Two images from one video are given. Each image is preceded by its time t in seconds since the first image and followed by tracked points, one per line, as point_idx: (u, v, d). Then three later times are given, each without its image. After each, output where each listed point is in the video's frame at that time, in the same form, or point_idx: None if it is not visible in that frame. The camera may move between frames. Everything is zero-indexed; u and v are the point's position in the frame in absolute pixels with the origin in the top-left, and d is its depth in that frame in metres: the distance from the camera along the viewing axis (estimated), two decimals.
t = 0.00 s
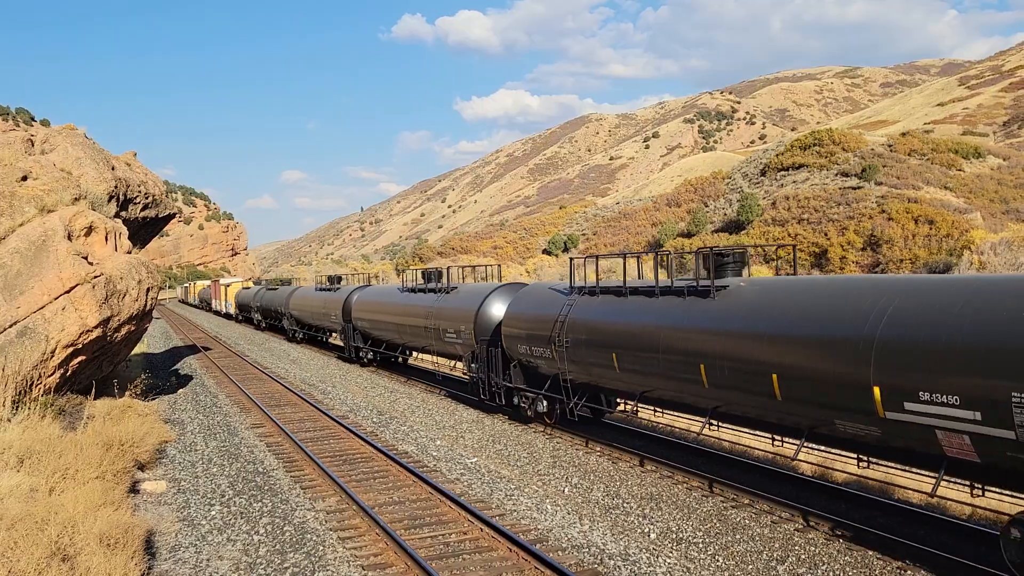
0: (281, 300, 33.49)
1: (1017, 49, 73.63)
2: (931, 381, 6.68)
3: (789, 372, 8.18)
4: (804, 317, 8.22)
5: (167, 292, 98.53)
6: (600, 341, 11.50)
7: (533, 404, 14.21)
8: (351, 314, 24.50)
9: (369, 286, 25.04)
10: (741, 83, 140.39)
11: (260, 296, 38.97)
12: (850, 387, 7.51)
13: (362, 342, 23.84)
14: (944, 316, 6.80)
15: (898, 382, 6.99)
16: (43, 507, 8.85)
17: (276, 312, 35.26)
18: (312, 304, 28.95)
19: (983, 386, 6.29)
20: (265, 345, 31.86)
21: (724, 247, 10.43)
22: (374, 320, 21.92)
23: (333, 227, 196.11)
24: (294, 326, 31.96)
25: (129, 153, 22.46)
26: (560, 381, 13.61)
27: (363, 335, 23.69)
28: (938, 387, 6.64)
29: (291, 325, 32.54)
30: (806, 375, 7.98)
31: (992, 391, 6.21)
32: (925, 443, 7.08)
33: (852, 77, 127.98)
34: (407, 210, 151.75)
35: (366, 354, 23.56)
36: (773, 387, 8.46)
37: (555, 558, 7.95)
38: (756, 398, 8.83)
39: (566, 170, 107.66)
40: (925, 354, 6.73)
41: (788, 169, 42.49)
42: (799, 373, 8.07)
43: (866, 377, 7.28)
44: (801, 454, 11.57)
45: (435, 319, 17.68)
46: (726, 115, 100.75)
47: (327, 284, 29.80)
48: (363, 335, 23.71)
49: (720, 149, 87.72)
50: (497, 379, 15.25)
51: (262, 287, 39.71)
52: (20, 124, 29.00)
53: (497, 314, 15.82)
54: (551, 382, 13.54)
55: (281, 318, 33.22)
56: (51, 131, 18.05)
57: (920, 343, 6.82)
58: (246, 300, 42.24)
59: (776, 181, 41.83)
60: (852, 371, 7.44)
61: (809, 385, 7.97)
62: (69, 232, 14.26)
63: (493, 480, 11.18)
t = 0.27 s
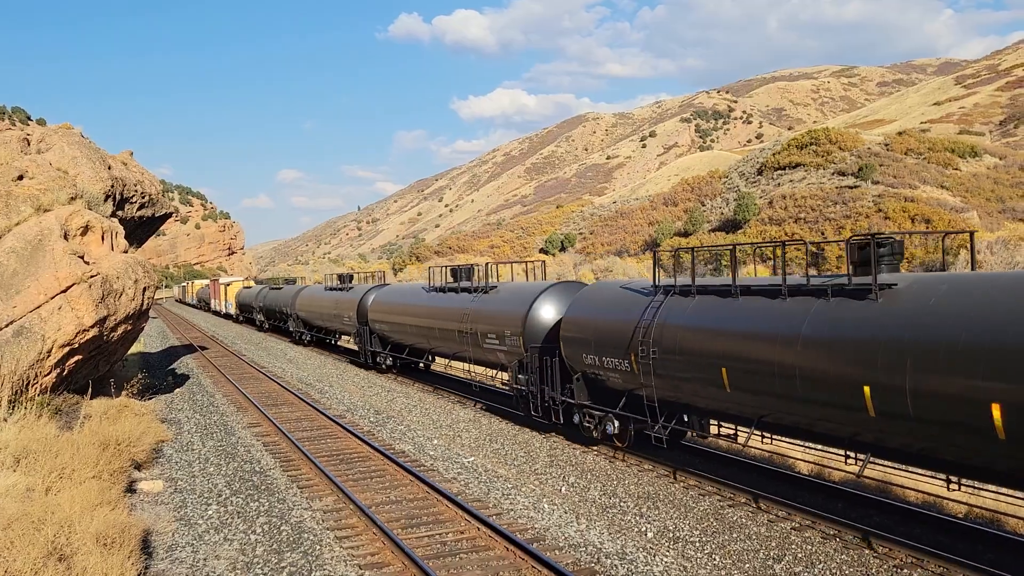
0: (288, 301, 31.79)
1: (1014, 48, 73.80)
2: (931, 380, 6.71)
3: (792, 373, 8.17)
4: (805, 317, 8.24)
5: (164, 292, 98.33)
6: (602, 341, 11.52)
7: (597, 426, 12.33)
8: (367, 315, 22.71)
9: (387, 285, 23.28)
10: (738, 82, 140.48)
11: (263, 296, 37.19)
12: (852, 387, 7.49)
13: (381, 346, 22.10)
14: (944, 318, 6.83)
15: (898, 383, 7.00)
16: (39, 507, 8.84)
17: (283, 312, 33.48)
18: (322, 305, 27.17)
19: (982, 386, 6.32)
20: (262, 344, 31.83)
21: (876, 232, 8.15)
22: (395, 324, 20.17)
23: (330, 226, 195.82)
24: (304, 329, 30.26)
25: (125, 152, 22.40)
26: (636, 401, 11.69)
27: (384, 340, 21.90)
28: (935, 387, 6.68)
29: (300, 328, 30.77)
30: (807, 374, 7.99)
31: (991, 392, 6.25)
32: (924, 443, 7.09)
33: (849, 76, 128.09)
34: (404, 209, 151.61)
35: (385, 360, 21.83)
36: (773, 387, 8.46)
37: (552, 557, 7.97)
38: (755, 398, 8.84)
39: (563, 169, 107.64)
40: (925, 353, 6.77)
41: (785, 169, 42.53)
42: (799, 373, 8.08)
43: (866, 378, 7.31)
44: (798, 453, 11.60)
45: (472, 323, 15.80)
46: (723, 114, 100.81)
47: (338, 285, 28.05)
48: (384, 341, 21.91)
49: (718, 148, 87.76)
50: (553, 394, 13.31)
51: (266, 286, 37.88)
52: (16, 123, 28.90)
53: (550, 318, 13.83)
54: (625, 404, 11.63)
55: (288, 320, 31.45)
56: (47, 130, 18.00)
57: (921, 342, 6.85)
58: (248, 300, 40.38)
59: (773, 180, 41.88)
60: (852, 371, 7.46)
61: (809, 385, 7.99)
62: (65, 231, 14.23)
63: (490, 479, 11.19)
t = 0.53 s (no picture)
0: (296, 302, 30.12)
1: (1011, 48, 74.01)
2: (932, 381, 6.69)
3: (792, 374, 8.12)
4: (807, 317, 8.19)
5: (162, 292, 98.18)
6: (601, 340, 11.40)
7: (695, 456, 10.07)
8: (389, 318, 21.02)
9: (410, 285, 21.63)
10: (736, 82, 140.62)
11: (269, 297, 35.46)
12: (853, 387, 7.45)
13: (405, 353, 20.31)
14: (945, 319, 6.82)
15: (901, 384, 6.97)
16: (36, 507, 8.82)
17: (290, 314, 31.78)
18: (337, 306, 25.45)
19: (984, 386, 6.32)
20: (259, 344, 31.80)
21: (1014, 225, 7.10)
22: (425, 329, 18.24)
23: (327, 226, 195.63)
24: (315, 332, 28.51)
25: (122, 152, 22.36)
26: (753, 427, 9.44)
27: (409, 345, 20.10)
28: (937, 387, 6.66)
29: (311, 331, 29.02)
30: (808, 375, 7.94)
31: (993, 393, 6.24)
32: (924, 443, 7.06)
33: (847, 76, 128.27)
34: (402, 209, 151.53)
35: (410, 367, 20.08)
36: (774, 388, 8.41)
37: (550, 557, 7.97)
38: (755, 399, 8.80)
39: (561, 169, 107.67)
40: (928, 355, 6.74)
41: (782, 168, 42.59)
42: (800, 374, 8.03)
43: (867, 379, 7.28)
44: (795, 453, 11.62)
45: (519, 329, 13.84)
46: (720, 114, 100.90)
47: (352, 285, 26.39)
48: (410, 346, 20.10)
49: (715, 147, 87.85)
50: (634, 414, 11.09)
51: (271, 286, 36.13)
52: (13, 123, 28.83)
53: None
54: (738, 430, 9.38)
55: (296, 322, 29.77)
56: (44, 130, 17.96)
57: (924, 343, 6.82)
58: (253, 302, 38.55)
59: (770, 180, 41.93)
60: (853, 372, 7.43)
61: (810, 386, 7.94)
62: (62, 231, 14.20)
63: (488, 479, 11.19)
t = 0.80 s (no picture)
0: (307, 302, 28.49)
1: (1009, 47, 74.06)
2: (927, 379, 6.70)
3: (794, 371, 8.15)
4: (809, 316, 8.21)
5: (160, 291, 98.10)
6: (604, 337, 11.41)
7: (852, 501, 7.79)
8: (413, 321, 19.27)
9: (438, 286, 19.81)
10: (734, 81, 140.63)
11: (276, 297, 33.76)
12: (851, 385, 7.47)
13: (434, 360, 18.45)
14: (944, 317, 6.79)
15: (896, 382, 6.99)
16: (33, 505, 8.83)
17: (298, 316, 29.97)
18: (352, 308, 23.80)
19: (977, 385, 6.32)
20: (257, 343, 31.78)
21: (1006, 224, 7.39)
22: (458, 334, 16.41)
23: (326, 225, 195.54)
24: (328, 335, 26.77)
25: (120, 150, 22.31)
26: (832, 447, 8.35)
27: (439, 352, 18.24)
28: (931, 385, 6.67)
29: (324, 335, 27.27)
30: (809, 372, 7.97)
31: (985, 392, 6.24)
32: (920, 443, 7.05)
33: (845, 74, 128.36)
34: (400, 208, 151.39)
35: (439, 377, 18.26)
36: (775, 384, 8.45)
37: (547, 555, 7.99)
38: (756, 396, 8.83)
39: (559, 168, 107.64)
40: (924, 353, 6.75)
41: (780, 168, 42.62)
42: (801, 371, 8.06)
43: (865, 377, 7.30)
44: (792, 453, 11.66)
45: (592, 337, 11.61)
46: (719, 113, 100.92)
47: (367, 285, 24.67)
48: (440, 353, 18.23)
49: (714, 146, 87.86)
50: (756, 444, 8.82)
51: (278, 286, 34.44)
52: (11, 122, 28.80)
53: None
54: (925, 474, 7.08)
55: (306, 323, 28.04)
56: (42, 129, 17.92)
57: (920, 342, 6.83)
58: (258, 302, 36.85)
59: (768, 179, 41.95)
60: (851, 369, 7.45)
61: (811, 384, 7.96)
62: (60, 230, 14.18)
63: (485, 477, 11.20)
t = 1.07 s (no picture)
0: (320, 302, 26.66)
1: (1007, 46, 74.04)
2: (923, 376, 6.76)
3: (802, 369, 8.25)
4: (818, 315, 8.30)
5: (159, 290, 98.12)
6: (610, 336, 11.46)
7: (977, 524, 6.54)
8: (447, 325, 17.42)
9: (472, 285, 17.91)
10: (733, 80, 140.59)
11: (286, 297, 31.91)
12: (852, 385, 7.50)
13: (473, 369, 16.49)
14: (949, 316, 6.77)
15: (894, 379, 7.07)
16: (32, 504, 8.84)
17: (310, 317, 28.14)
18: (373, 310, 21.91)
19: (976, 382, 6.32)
20: (256, 342, 31.76)
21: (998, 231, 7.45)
22: (507, 342, 14.44)
23: (325, 224, 195.53)
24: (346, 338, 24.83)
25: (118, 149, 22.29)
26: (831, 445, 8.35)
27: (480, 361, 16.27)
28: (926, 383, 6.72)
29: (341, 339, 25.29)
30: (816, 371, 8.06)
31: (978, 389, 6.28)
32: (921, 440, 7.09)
33: (844, 73, 128.36)
34: (399, 207, 151.35)
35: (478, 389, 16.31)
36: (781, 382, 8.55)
37: (546, 554, 7.99)
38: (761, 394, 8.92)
39: (558, 167, 107.64)
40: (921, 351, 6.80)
41: (779, 167, 42.60)
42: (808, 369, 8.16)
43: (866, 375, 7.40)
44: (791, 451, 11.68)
45: (703, 349, 9.53)
46: (717, 112, 100.92)
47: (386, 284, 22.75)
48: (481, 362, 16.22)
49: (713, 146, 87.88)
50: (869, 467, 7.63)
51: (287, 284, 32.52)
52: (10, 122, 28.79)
53: None
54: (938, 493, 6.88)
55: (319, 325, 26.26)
56: (41, 128, 17.90)
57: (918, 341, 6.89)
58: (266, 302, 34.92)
59: (767, 178, 41.94)
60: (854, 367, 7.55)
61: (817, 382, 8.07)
62: (58, 229, 14.17)
63: (484, 477, 11.20)
